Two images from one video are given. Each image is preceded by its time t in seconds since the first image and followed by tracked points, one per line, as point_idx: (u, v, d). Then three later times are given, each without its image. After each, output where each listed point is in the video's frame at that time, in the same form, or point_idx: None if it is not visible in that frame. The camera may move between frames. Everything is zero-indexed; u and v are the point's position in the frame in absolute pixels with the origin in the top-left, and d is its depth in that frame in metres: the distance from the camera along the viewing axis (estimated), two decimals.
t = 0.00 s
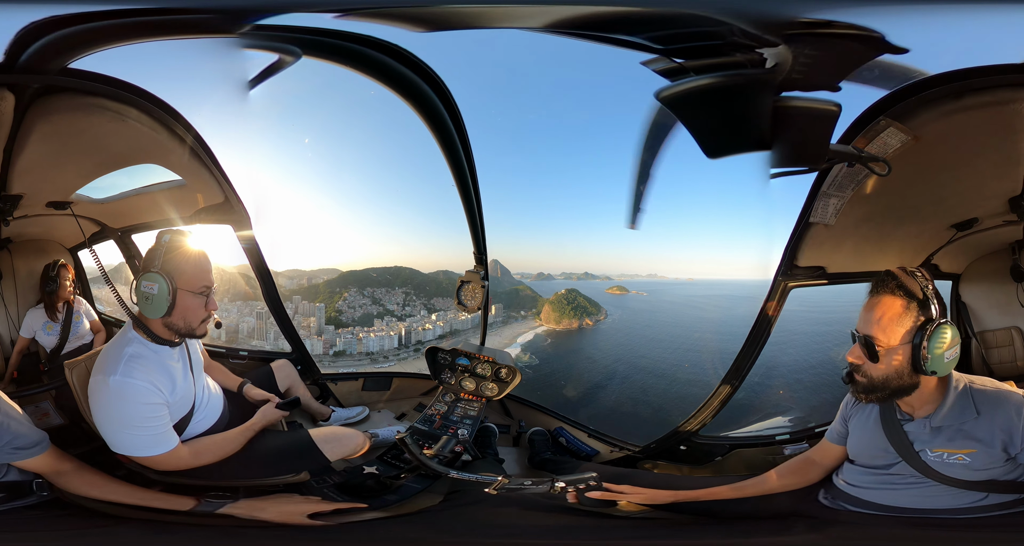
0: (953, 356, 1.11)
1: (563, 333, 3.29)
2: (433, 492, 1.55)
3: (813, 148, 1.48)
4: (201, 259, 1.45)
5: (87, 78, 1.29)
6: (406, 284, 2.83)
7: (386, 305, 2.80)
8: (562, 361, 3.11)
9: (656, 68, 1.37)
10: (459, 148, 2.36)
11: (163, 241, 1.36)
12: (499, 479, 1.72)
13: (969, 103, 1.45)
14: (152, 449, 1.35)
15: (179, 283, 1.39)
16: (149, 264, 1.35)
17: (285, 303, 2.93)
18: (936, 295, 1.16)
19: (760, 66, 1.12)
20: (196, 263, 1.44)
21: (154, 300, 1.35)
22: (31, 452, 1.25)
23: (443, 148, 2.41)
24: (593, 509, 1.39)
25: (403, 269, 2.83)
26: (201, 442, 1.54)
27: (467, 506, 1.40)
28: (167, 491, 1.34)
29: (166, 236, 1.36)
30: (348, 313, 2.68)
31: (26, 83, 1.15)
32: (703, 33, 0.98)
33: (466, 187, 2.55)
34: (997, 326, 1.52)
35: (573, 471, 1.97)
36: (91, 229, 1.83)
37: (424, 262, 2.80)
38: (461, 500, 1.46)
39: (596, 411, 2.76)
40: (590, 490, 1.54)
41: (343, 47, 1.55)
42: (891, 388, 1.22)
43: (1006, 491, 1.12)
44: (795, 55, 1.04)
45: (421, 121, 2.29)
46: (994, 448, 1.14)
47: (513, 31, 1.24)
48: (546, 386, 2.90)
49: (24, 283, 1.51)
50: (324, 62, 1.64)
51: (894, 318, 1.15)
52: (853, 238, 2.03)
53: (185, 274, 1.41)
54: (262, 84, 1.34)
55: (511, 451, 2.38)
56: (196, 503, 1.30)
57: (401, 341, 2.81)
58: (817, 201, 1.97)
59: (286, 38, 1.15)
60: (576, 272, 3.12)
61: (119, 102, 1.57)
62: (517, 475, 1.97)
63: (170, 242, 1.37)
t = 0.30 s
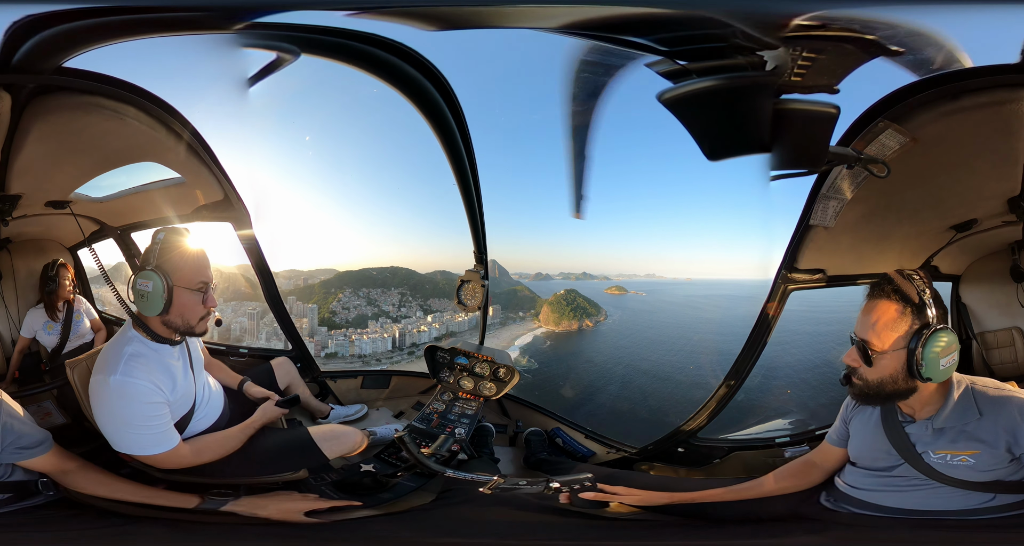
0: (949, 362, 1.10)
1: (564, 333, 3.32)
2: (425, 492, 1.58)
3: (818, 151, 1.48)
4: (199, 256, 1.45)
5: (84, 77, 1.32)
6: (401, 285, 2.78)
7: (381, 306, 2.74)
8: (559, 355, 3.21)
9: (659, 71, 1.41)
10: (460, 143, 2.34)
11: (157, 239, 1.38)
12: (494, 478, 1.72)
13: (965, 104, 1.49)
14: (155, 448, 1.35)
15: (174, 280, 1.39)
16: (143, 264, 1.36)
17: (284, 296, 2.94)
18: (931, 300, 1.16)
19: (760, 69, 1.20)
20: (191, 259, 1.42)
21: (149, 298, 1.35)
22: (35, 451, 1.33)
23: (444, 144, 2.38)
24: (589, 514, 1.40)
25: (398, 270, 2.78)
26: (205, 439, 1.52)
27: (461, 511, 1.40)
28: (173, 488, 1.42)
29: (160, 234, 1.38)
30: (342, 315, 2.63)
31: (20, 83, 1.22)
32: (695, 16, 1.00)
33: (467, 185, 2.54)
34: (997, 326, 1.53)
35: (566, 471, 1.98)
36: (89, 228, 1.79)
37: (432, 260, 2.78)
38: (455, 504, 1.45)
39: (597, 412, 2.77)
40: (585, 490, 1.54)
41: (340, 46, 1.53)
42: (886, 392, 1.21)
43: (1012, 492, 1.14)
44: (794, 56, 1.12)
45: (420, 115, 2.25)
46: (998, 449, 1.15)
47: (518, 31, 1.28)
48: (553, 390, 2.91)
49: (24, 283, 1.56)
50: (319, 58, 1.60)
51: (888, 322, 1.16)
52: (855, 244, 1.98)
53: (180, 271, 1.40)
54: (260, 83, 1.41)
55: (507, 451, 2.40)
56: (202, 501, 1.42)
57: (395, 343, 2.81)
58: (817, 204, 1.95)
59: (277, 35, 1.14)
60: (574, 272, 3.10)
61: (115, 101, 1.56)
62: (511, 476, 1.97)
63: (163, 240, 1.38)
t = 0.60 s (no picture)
0: (949, 362, 1.09)
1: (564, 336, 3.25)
2: (419, 490, 1.58)
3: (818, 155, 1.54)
4: (197, 253, 1.45)
5: (78, 76, 1.30)
6: (397, 286, 2.77)
7: (376, 307, 2.72)
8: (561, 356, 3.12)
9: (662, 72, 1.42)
10: (463, 143, 2.31)
11: (156, 237, 1.38)
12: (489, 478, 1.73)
13: (963, 104, 1.49)
14: (156, 445, 1.36)
15: (171, 276, 1.39)
16: (143, 260, 1.36)
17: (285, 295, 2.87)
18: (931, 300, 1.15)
19: (761, 71, 1.22)
20: (188, 255, 1.42)
21: (147, 295, 1.34)
22: (40, 451, 1.30)
23: (446, 144, 2.35)
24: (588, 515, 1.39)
25: (394, 271, 2.79)
26: (206, 437, 1.55)
27: (455, 514, 1.39)
28: (177, 486, 1.42)
29: (158, 232, 1.38)
30: (335, 316, 2.67)
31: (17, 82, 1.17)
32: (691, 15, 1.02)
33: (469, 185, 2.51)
34: (998, 327, 1.50)
35: (562, 471, 1.98)
36: (89, 226, 1.93)
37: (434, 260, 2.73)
38: (450, 506, 1.44)
39: (591, 411, 2.76)
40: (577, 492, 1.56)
41: (338, 43, 1.50)
42: (888, 394, 1.20)
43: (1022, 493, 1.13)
44: (795, 58, 1.13)
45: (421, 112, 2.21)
46: (1002, 450, 1.15)
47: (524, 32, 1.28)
48: (549, 388, 2.88)
49: (24, 284, 1.61)
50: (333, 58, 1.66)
51: (887, 322, 1.15)
52: (853, 248, 2.00)
53: (179, 268, 1.40)
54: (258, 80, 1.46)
55: (503, 451, 2.37)
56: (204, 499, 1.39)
57: (389, 345, 2.75)
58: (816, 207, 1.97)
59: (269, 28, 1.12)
60: (573, 272, 3.11)
61: (111, 99, 1.55)
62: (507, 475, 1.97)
63: (162, 238, 1.38)
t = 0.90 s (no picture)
0: (944, 362, 1.09)
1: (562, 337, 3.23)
2: (413, 488, 1.61)
3: (817, 158, 1.56)
4: (195, 250, 1.44)
5: (73, 76, 1.31)
6: (392, 286, 2.71)
7: (371, 308, 2.70)
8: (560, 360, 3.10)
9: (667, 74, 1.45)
10: (465, 144, 2.28)
11: (154, 236, 1.37)
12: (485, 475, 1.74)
13: (959, 106, 1.50)
14: (159, 444, 1.35)
15: (172, 274, 1.38)
16: (143, 259, 1.35)
17: (285, 292, 2.87)
18: (931, 300, 1.13)
19: (761, 74, 1.26)
20: (187, 253, 1.42)
21: (149, 295, 1.34)
22: (42, 451, 1.31)
23: (448, 143, 2.32)
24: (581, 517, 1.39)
25: (391, 270, 2.74)
26: (206, 435, 1.52)
27: (451, 514, 1.38)
28: (179, 485, 1.42)
29: (156, 230, 1.37)
30: (329, 317, 2.66)
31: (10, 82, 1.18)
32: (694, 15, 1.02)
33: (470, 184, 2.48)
34: (999, 329, 1.50)
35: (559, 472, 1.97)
36: (88, 225, 1.87)
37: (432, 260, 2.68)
38: (446, 507, 1.44)
39: (586, 414, 2.67)
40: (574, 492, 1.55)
41: (331, 39, 1.47)
42: (890, 394, 1.20)
43: None
44: (793, 62, 1.17)
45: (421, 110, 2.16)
46: (1004, 450, 1.15)
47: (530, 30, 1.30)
48: (545, 386, 2.80)
49: (23, 283, 1.65)
50: (317, 58, 1.62)
51: (883, 324, 1.16)
52: (852, 248, 2.00)
53: (179, 265, 1.40)
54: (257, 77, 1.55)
55: (499, 451, 2.33)
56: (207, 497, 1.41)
57: (382, 346, 2.77)
58: (816, 209, 1.99)
59: (264, 24, 1.11)
60: (570, 272, 3.01)
61: (105, 98, 1.55)
62: (501, 475, 1.99)
63: (160, 237, 1.38)
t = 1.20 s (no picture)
0: (947, 367, 1.08)
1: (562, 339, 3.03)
2: (406, 488, 1.61)
3: (818, 160, 1.54)
4: (195, 247, 1.44)
5: (66, 74, 1.31)
6: (388, 287, 2.64)
7: (365, 309, 2.64)
8: (560, 362, 2.94)
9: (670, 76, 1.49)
10: (467, 141, 2.24)
11: (155, 233, 1.37)
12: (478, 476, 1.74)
13: (956, 107, 1.49)
14: (161, 441, 1.36)
15: (175, 271, 1.38)
16: (146, 255, 1.35)
17: (285, 290, 2.86)
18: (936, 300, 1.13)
19: (761, 77, 1.30)
20: (188, 250, 1.42)
21: (152, 290, 1.33)
22: (46, 450, 1.32)
23: (449, 141, 2.28)
24: (577, 518, 1.38)
25: (387, 271, 2.68)
26: (208, 431, 1.52)
27: (449, 514, 1.37)
28: (183, 483, 1.44)
29: (157, 227, 1.37)
30: (323, 318, 2.68)
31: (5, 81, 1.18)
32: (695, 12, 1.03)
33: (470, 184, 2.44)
34: (999, 329, 1.49)
35: (559, 473, 1.96)
36: (88, 224, 1.87)
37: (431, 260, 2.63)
38: (443, 508, 1.43)
39: (585, 416, 2.65)
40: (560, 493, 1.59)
41: (333, 35, 1.45)
42: (889, 397, 1.20)
43: None
44: (792, 63, 1.23)
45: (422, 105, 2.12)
46: (1009, 450, 1.14)
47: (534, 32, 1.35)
48: (542, 384, 2.72)
49: (24, 282, 1.63)
50: (325, 52, 1.62)
51: (887, 324, 1.15)
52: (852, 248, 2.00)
53: (180, 262, 1.40)
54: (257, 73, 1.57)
55: (496, 450, 2.39)
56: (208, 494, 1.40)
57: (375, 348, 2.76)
58: (816, 211, 1.94)
59: (259, 19, 1.09)
60: (569, 272, 2.90)
61: (100, 95, 1.54)
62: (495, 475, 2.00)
63: (162, 233, 1.38)
